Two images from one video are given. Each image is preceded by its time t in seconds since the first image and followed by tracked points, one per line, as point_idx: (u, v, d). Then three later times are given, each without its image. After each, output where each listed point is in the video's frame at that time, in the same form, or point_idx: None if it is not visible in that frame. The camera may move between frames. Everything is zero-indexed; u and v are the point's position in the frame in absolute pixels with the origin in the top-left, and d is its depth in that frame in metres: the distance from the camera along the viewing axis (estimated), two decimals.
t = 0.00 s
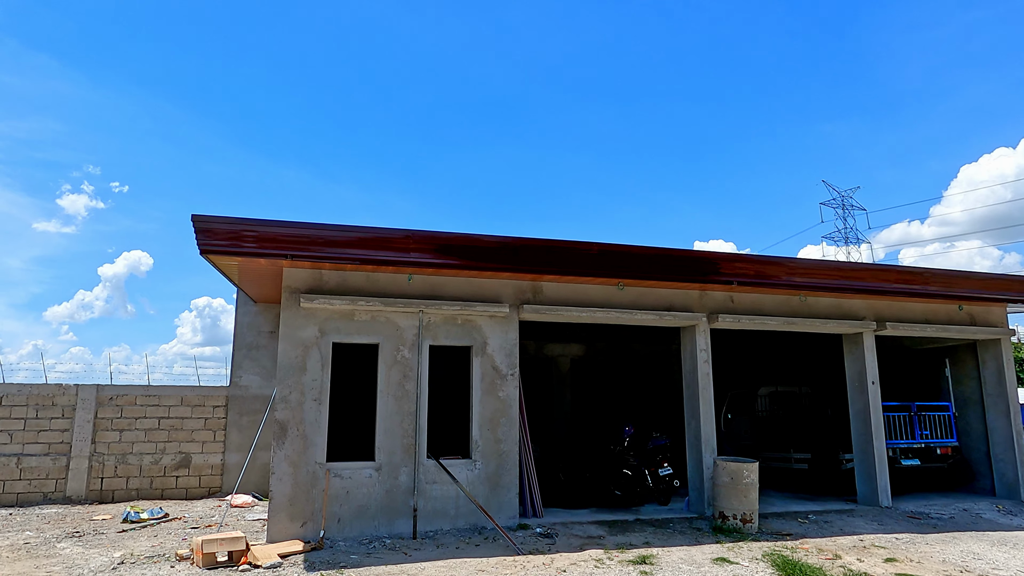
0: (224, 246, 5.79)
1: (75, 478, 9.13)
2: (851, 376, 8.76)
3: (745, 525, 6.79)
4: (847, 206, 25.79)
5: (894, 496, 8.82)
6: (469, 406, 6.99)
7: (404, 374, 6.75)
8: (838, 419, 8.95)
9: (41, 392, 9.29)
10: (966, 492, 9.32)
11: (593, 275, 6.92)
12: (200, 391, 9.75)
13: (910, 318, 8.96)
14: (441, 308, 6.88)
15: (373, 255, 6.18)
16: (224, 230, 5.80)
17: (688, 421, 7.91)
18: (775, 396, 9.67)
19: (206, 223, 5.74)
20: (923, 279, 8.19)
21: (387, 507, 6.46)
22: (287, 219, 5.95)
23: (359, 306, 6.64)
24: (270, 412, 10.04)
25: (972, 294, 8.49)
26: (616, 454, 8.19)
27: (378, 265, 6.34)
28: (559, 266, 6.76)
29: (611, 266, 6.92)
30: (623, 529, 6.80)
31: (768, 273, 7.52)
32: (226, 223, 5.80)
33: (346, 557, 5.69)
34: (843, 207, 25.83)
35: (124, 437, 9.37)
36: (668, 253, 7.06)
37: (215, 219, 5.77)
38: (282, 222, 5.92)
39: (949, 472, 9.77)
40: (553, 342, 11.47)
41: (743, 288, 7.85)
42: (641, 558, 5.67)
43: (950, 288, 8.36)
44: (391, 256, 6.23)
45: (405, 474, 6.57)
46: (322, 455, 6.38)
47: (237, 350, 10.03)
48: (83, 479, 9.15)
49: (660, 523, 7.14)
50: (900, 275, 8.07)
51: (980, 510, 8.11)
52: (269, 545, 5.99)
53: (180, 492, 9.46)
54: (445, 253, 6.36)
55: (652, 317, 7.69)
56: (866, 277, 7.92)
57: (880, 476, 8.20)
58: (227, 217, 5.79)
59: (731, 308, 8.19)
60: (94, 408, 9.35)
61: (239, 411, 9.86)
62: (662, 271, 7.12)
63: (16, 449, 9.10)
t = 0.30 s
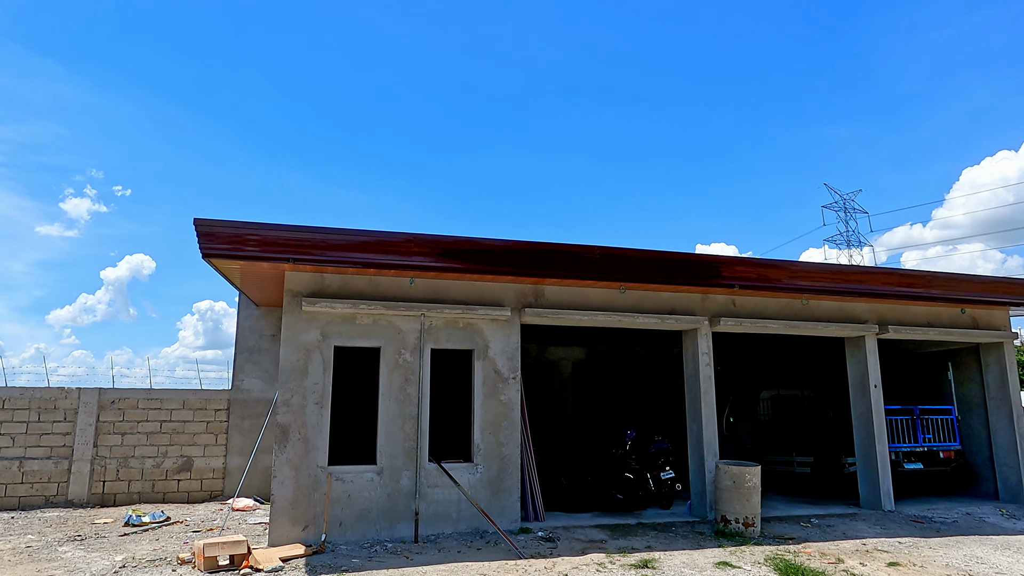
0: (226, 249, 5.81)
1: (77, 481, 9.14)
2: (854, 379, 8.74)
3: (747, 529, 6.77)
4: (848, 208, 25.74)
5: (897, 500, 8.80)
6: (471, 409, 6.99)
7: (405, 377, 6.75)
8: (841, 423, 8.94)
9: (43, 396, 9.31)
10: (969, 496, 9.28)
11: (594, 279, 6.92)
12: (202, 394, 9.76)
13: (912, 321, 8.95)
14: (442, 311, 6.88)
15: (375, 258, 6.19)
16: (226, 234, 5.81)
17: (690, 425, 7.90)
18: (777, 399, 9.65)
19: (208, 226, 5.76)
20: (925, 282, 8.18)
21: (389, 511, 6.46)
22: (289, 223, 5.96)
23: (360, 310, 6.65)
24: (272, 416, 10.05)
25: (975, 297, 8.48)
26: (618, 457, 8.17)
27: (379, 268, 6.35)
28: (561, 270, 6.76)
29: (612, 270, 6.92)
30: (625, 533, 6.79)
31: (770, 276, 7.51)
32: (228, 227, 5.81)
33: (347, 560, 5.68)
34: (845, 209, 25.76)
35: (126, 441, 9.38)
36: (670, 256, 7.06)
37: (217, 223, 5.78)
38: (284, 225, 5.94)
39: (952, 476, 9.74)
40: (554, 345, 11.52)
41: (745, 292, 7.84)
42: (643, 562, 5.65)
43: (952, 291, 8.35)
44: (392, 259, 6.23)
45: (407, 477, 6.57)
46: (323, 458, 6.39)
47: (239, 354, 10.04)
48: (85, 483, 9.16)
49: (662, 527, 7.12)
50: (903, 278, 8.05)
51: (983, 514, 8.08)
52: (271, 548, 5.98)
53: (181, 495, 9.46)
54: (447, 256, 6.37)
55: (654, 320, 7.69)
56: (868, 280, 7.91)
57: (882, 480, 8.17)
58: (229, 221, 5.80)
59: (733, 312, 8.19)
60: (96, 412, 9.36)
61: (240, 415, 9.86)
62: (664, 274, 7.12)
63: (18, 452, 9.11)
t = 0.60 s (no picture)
0: (226, 252, 5.82)
1: (77, 484, 9.13)
2: (854, 382, 8.74)
3: (747, 532, 6.76)
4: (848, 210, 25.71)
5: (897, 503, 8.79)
6: (471, 412, 6.99)
7: (406, 380, 6.75)
8: (842, 425, 8.93)
9: (43, 398, 9.31)
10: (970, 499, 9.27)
11: (595, 282, 6.92)
12: (202, 397, 9.76)
13: (913, 324, 8.95)
14: (443, 314, 6.88)
15: (375, 261, 6.20)
16: (226, 236, 5.82)
17: (690, 428, 7.89)
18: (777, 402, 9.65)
19: (209, 229, 5.76)
20: (925, 285, 8.18)
21: (389, 514, 6.46)
22: (289, 225, 5.97)
23: (361, 313, 6.65)
24: (272, 419, 10.04)
25: (975, 300, 8.48)
26: (619, 460, 8.16)
27: (380, 271, 6.36)
28: (561, 273, 6.77)
29: (613, 273, 6.93)
30: (625, 536, 6.78)
31: (770, 278, 7.52)
32: (229, 230, 5.82)
33: (347, 563, 5.68)
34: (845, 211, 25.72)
35: (126, 443, 9.38)
36: (671, 259, 7.06)
37: (218, 226, 5.79)
38: (285, 228, 5.94)
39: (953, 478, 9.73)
40: (554, 348, 11.53)
41: (745, 294, 7.85)
42: (643, 566, 5.65)
43: (952, 294, 8.35)
44: (393, 262, 6.24)
45: (407, 480, 6.56)
46: (324, 461, 6.38)
47: (239, 356, 10.04)
48: (85, 485, 9.15)
49: (663, 530, 7.11)
50: (903, 281, 8.06)
51: (984, 517, 8.07)
52: (271, 551, 5.98)
53: (181, 498, 9.45)
54: (447, 259, 6.38)
55: (654, 323, 7.69)
56: (868, 283, 7.91)
57: (883, 483, 8.16)
58: (229, 224, 5.81)
59: (733, 314, 8.19)
60: (96, 414, 9.36)
61: (241, 417, 9.86)
62: (664, 276, 7.12)
63: (18, 454, 9.11)
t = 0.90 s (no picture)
0: (225, 253, 5.82)
1: (74, 485, 9.12)
2: (851, 383, 8.75)
3: (745, 532, 6.77)
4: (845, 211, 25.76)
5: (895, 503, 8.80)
6: (469, 413, 6.99)
7: (404, 381, 6.75)
8: (839, 426, 8.95)
9: (40, 399, 9.29)
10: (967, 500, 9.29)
11: (593, 282, 6.93)
12: (200, 397, 9.75)
13: (910, 325, 8.97)
14: (441, 315, 6.88)
15: (373, 262, 6.20)
16: (225, 237, 5.82)
17: (688, 429, 7.90)
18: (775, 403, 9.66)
19: (207, 229, 5.76)
20: (922, 286, 8.20)
21: (387, 515, 6.45)
22: (288, 226, 5.97)
23: (359, 313, 6.65)
24: (270, 419, 10.03)
25: (972, 301, 8.50)
26: (616, 461, 8.16)
27: (378, 272, 6.36)
28: (559, 274, 6.77)
29: (611, 273, 6.94)
30: (623, 537, 6.78)
31: (768, 279, 7.53)
32: (227, 230, 5.82)
33: (344, 564, 5.68)
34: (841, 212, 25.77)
35: (123, 444, 9.37)
36: (669, 260, 7.08)
37: (216, 226, 5.79)
38: (283, 229, 5.95)
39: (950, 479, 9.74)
40: (553, 349, 11.54)
41: (743, 295, 7.86)
42: (641, 566, 5.65)
43: (950, 295, 8.37)
44: (391, 263, 6.25)
45: (405, 481, 6.56)
46: (322, 462, 6.38)
47: (237, 357, 10.03)
48: (82, 486, 9.13)
49: (660, 530, 7.12)
50: (900, 282, 8.08)
51: (981, 518, 8.08)
52: (268, 552, 5.97)
53: (179, 499, 9.43)
54: (446, 260, 6.38)
55: (652, 324, 7.70)
56: (866, 284, 7.93)
57: (880, 484, 8.18)
58: (228, 224, 5.81)
59: (731, 315, 8.20)
60: (94, 415, 9.34)
61: (239, 418, 9.86)
62: (662, 277, 7.14)
63: (15, 455, 9.10)
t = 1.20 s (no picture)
0: (223, 254, 5.82)
1: (72, 486, 9.11)
2: (850, 384, 8.77)
3: (743, 534, 6.78)
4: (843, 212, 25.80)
5: (893, 504, 8.81)
6: (468, 414, 6.99)
7: (402, 382, 6.75)
8: (837, 427, 8.96)
9: (38, 400, 9.28)
10: (965, 501, 9.31)
11: (591, 283, 6.94)
12: (198, 398, 9.74)
13: (908, 326, 8.98)
14: (439, 316, 6.89)
15: (372, 263, 6.21)
16: (223, 238, 5.82)
17: (687, 430, 7.90)
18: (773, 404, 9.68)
19: (205, 231, 5.76)
20: (920, 287, 8.22)
21: (386, 516, 6.45)
22: (286, 227, 5.97)
23: (357, 314, 6.65)
24: (268, 420, 10.03)
25: (970, 302, 8.52)
26: (615, 462, 8.17)
27: (377, 273, 6.36)
28: (557, 275, 6.78)
29: (609, 275, 6.94)
30: (622, 538, 6.79)
31: (766, 281, 7.54)
32: (226, 231, 5.82)
33: (343, 565, 5.68)
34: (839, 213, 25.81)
35: (121, 445, 9.36)
36: (667, 261, 7.09)
37: (214, 227, 5.79)
38: (281, 230, 5.95)
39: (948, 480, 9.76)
40: (551, 350, 11.54)
41: (741, 297, 7.87)
42: (639, 567, 5.65)
43: (947, 296, 8.39)
44: (390, 264, 6.25)
45: (404, 482, 6.56)
46: (320, 463, 6.38)
47: (235, 358, 10.03)
48: (80, 487, 9.12)
49: (659, 531, 7.13)
50: (898, 283, 8.09)
51: (979, 519, 8.09)
52: (267, 553, 5.97)
53: (177, 499, 9.43)
54: (444, 261, 6.39)
55: (650, 325, 7.71)
56: (864, 285, 7.94)
57: (878, 485, 8.19)
58: (226, 225, 5.81)
59: (729, 317, 8.21)
60: (92, 416, 9.33)
61: (237, 419, 9.85)
62: (660, 279, 7.15)
63: (14, 456, 9.09)
